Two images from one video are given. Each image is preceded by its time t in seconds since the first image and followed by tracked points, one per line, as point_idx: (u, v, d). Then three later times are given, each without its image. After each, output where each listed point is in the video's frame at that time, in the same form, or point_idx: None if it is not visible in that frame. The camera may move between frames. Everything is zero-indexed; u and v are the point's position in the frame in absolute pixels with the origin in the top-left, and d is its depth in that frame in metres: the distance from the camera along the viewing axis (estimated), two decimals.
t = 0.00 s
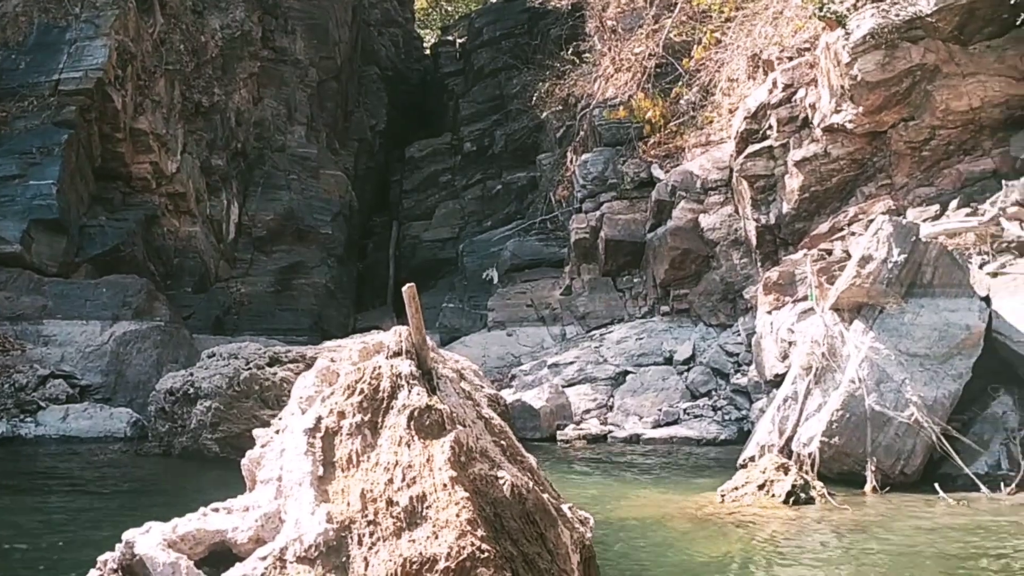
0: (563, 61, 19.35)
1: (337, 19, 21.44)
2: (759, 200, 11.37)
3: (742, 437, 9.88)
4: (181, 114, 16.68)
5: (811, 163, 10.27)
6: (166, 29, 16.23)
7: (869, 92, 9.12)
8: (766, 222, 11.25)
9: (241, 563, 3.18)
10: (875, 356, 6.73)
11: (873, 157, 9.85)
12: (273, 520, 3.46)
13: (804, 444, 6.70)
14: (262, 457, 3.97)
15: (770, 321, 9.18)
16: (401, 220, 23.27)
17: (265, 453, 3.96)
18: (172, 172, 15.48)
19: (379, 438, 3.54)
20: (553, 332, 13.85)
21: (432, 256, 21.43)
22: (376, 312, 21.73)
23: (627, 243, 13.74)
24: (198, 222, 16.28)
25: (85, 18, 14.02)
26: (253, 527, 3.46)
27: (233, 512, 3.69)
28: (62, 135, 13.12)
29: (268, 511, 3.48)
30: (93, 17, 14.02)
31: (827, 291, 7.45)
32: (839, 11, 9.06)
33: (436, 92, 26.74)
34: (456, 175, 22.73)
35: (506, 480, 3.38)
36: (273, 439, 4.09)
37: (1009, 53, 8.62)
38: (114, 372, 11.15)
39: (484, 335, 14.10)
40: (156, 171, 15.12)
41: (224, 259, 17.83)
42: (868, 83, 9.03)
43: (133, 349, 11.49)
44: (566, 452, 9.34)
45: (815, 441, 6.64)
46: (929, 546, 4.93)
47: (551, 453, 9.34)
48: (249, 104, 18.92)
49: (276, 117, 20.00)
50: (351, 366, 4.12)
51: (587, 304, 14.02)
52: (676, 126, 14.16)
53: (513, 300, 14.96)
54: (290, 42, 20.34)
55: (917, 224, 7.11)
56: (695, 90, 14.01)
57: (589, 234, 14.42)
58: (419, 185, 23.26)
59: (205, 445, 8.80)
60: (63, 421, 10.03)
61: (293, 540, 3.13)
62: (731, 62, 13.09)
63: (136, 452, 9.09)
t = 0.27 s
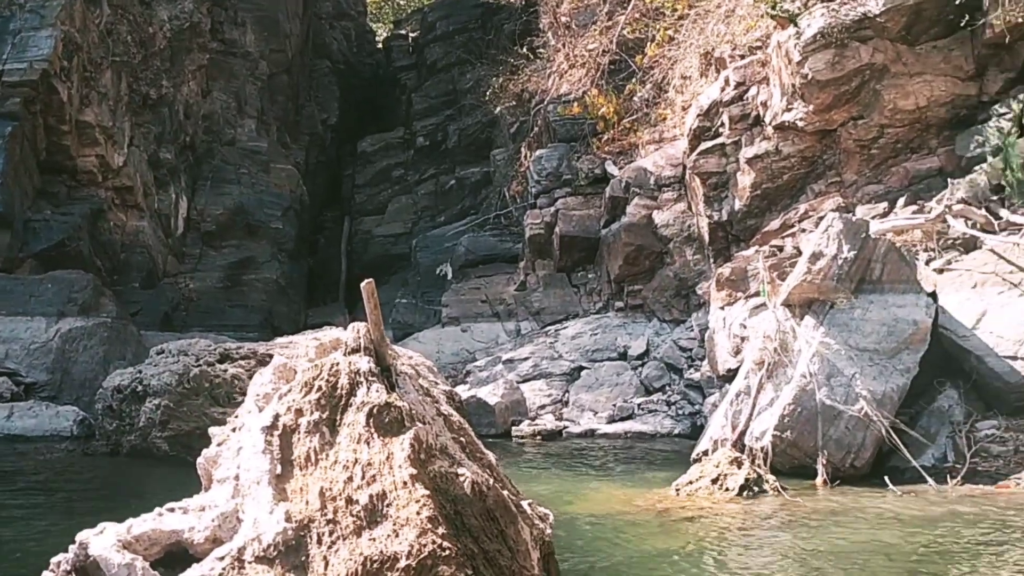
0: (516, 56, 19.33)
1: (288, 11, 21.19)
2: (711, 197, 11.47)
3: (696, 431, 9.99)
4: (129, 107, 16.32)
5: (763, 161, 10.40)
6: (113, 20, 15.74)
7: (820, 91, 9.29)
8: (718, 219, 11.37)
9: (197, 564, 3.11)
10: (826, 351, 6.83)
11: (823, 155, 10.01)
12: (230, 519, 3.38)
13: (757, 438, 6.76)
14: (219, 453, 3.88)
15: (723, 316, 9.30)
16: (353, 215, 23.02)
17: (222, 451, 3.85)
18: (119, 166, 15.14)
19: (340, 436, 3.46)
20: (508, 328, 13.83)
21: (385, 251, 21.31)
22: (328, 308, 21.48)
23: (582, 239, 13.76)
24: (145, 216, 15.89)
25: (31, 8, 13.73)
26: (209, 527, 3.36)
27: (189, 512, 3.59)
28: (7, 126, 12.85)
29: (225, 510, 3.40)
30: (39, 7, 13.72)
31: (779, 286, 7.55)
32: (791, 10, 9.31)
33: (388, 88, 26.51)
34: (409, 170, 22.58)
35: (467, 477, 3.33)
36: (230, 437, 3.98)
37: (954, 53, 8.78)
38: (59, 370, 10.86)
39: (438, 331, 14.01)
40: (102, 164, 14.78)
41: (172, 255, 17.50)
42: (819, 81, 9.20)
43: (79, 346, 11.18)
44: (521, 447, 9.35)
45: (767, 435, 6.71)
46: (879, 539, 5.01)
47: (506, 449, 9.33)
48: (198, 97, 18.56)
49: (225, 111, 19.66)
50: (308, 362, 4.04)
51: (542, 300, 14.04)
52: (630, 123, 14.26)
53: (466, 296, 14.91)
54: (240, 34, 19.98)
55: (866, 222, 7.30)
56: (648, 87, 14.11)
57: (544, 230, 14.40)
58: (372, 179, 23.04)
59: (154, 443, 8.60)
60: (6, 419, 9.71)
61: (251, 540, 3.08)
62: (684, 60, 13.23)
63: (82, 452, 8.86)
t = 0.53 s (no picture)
0: (469, 53, 19.25)
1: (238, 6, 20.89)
2: (663, 195, 11.56)
3: (649, 430, 10.01)
4: (74, 102, 15.75)
5: (714, 160, 10.51)
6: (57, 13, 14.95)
7: (770, 91, 9.42)
8: (670, 218, 11.46)
9: (150, 571, 3.09)
10: (777, 349, 6.92)
11: (773, 155, 10.14)
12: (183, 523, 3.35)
13: (708, 435, 6.81)
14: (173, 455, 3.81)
15: (676, 314, 9.34)
16: (303, 213, 22.72)
17: (173, 455, 3.80)
18: (64, 162, 14.76)
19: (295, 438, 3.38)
20: (461, 327, 13.79)
21: (336, 249, 21.17)
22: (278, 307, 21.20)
23: (535, 237, 13.79)
24: (90, 213, 15.56)
25: None
26: (161, 531, 3.34)
27: (141, 515, 3.54)
28: None
29: (177, 514, 3.36)
30: None
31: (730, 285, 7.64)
32: (742, 10, 9.57)
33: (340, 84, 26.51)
34: (360, 167, 22.35)
35: (424, 478, 3.28)
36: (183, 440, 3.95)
37: (902, 54, 9.00)
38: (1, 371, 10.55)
39: (390, 330, 13.90)
40: (46, 160, 14.37)
41: (118, 253, 17.16)
42: (769, 81, 9.34)
43: (21, 346, 10.85)
44: (475, 447, 9.32)
45: (720, 432, 6.76)
46: (833, 534, 5.06)
47: (461, 450, 9.26)
48: (145, 92, 18.10)
49: (173, 106, 19.22)
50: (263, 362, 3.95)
51: (495, 299, 14.04)
52: (583, 121, 14.34)
53: (419, 294, 14.83)
54: (188, 28, 19.36)
55: (816, 222, 7.41)
56: (601, 85, 14.15)
57: (497, 228, 14.34)
58: (323, 176, 22.77)
59: (100, 447, 8.43)
60: None
61: (205, 545, 3.05)
62: (637, 59, 13.35)
63: (26, 455, 8.64)
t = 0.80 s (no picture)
0: (412, 53, 19.13)
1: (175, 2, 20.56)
2: (607, 196, 11.64)
3: (593, 430, 9.93)
4: (6, 99, 15.13)
5: (657, 162, 10.61)
6: None
7: (712, 93, 9.57)
8: (614, 219, 11.54)
9: None
10: (719, 348, 7.01)
11: (715, 157, 10.28)
12: (128, 530, 3.32)
13: (653, 434, 6.85)
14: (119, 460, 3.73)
15: (620, 314, 9.40)
16: (243, 213, 22.29)
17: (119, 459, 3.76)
18: None
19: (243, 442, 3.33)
20: (404, 327, 13.68)
21: (276, 249, 20.85)
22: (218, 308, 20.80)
23: (480, 237, 13.74)
24: (23, 213, 15.18)
25: None
26: (105, 539, 3.30)
27: (83, 523, 3.49)
28: None
29: (122, 522, 3.32)
30: None
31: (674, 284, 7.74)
32: (684, 13, 9.65)
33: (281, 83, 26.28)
34: (302, 167, 22.06)
35: (373, 481, 3.24)
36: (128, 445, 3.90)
37: (840, 57, 9.20)
38: None
39: (333, 331, 13.72)
40: None
41: (52, 253, 16.78)
42: (711, 84, 9.49)
43: None
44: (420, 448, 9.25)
45: (664, 431, 6.80)
46: (779, 530, 5.11)
47: (406, 451, 9.18)
48: (80, 89, 17.56)
49: (109, 104, 18.65)
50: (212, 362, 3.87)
51: (440, 299, 13.96)
52: (527, 122, 14.34)
53: (361, 295, 14.69)
54: (124, 25, 18.88)
55: (757, 223, 7.54)
56: (545, 87, 14.16)
57: (441, 228, 14.27)
58: (263, 176, 22.40)
59: (33, 452, 8.15)
60: None
61: (151, 552, 3.03)
62: (580, 60, 13.41)
63: None
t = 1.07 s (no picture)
0: (375, 54, 19.03)
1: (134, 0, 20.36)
2: (572, 198, 11.69)
3: (558, 430, 9.91)
4: None
5: (621, 164, 10.68)
6: None
7: (675, 96, 9.67)
8: (579, 220, 11.58)
9: None
10: (684, 348, 7.07)
11: (678, 159, 10.36)
12: (99, 536, 3.54)
13: (618, 434, 6.89)
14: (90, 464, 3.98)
15: (585, 315, 9.45)
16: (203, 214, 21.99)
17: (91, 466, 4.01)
18: None
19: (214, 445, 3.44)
20: (368, 329, 13.59)
21: (237, 251, 20.62)
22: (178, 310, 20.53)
23: (444, 238, 13.67)
24: None
25: None
26: (77, 545, 3.52)
27: (53, 530, 3.71)
28: None
29: (93, 528, 3.56)
30: None
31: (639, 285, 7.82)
32: (648, 17, 9.85)
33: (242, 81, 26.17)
34: (263, 168, 21.85)
35: (347, 484, 3.30)
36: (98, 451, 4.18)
37: (800, 62, 9.30)
38: None
39: (296, 333, 13.61)
40: None
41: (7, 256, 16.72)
42: (675, 87, 9.60)
43: None
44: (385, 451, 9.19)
45: (629, 432, 6.84)
46: (739, 527, 5.22)
47: (371, 454, 9.12)
48: (37, 88, 17.21)
49: (67, 104, 18.30)
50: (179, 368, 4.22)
51: (403, 301, 13.87)
52: (491, 124, 14.34)
53: (324, 297, 14.60)
54: (83, 23, 18.59)
55: (719, 225, 7.66)
56: (509, 88, 14.15)
57: (405, 229, 14.21)
58: (223, 177, 22.12)
59: None
60: None
61: (124, 558, 3.13)
62: (544, 63, 13.45)
63: None
